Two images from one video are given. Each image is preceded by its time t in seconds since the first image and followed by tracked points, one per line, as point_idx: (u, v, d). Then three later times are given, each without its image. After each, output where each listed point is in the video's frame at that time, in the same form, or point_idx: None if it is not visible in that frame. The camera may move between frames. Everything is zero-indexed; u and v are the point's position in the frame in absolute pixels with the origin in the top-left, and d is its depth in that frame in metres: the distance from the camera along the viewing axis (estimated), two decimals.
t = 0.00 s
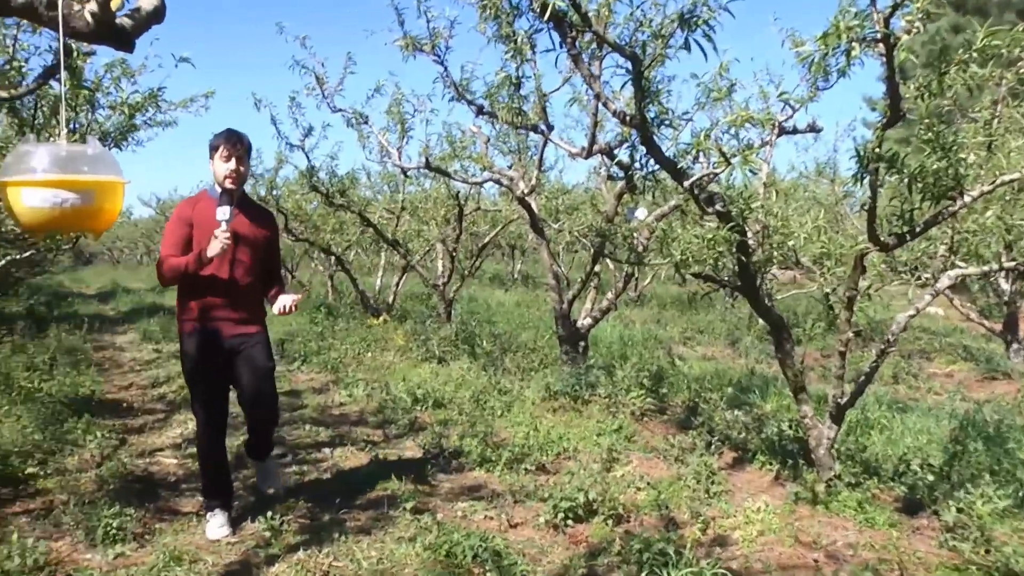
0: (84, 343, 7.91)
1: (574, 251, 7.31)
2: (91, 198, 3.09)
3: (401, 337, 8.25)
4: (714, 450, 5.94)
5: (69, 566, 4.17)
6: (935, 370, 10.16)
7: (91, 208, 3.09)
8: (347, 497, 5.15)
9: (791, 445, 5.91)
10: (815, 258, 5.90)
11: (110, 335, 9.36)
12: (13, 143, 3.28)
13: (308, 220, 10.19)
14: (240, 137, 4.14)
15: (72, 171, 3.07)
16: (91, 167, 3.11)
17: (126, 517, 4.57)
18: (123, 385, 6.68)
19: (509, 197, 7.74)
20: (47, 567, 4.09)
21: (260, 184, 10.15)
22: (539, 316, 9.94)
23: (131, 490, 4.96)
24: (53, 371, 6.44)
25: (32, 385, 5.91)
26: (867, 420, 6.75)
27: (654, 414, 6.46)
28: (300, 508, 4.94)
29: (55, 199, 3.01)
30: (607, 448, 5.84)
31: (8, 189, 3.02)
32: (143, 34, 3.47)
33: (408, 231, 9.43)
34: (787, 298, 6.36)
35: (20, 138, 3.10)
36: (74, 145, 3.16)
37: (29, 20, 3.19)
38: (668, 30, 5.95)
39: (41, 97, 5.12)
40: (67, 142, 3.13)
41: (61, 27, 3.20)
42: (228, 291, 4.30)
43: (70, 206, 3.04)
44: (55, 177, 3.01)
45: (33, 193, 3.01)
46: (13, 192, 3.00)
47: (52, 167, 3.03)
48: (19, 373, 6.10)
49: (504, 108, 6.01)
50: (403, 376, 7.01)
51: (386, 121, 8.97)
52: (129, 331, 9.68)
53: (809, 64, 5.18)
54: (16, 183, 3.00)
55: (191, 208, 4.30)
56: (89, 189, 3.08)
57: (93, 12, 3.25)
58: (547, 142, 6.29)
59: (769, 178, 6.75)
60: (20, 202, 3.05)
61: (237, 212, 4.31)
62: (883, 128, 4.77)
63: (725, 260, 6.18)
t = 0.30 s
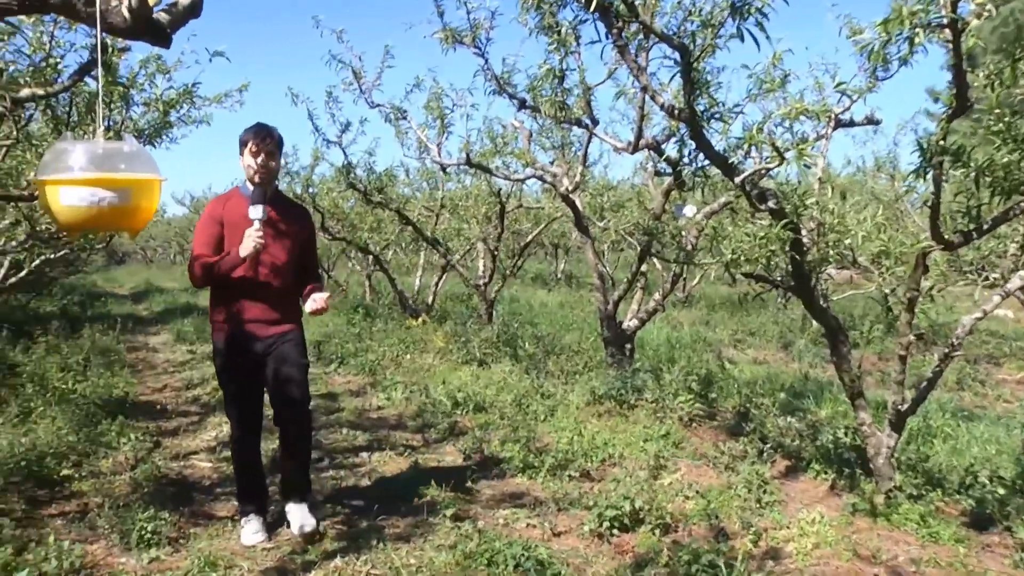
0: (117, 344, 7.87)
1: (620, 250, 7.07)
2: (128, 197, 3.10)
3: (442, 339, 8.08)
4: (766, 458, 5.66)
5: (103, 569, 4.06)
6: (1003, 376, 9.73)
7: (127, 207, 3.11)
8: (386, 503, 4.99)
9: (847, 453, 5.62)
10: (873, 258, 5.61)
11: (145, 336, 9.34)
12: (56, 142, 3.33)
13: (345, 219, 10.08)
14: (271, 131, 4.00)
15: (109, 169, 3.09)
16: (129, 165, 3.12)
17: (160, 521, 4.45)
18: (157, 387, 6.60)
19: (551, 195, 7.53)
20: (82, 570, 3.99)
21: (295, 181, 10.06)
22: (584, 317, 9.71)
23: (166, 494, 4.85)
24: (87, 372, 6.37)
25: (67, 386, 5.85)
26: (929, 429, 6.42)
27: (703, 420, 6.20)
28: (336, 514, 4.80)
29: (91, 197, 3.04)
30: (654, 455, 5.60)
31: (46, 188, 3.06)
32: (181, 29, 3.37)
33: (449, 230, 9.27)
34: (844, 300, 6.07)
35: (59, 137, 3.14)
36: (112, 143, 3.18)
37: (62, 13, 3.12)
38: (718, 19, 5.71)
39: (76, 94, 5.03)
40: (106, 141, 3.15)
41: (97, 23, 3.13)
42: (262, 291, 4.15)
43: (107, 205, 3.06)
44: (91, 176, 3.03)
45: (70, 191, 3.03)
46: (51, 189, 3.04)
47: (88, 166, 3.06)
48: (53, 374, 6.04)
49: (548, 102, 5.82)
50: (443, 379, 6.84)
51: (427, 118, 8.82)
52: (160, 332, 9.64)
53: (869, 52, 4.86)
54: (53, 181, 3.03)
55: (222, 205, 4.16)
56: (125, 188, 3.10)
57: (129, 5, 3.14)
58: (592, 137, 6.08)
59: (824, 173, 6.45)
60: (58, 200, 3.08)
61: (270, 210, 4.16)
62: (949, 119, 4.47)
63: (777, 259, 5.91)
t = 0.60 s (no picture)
0: (148, 345, 7.81)
1: (664, 249, 6.84)
2: (164, 197, 3.28)
3: (480, 342, 7.91)
4: (818, 467, 5.39)
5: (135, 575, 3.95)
6: None
7: (164, 207, 3.29)
8: (423, 510, 4.83)
9: (904, 463, 5.34)
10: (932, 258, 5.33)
11: (179, 337, 9.30)
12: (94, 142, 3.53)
13: (381, 217, 9.96)
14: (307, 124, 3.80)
15: (145, 169, 3.27)
16: (164, 165, 3.31)
17: (192, 526, 4.33)
18: (189, 389, 6.52)
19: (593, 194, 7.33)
20: None
21: (328, 179, 9.96)
22: (627, 319, 9.48)
23: (198, 499, 4.74)
24: (118, 374, 6.31)
25: (98, 388, 5.77)
26: (993, 439, 6.11)
27: (752, 427, 5.95)
28: (371, 522, 4.64)
29: (128, 198, 3.23)
30: (700, 463, 5.37)
31: (86, 189, 3.26)
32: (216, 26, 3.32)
33: (488, 230, 9.11)
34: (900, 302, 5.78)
35: (96, 139, 3.33)
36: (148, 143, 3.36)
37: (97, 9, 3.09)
38: (768, 8, 5.49)
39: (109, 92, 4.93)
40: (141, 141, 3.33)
41: (133, 21, 3.08)
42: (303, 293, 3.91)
43: (144, 205, 3.24)
44: (127, 177, 3.22)
45: (108, 192, 3.23)
46: (91, 190, 3.23)
47: (125, 167, 3.25)
48: (84, 376, 5.98)
49: (591, 96, 5.63)
50: (481, 383, 6.67)
51: (466, 115, 8.67)
52: (191, 334, 9.61)
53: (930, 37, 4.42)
54: (92, 182, 3.23)
55: (263, 204, 3.98)
56: (162, 188, 3.27)
57: (167, 4, 3.07)
58: (635, 132, 5.87)
59: (880, 169, 6.17)
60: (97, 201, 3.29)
61: (312, 206, 3.93)
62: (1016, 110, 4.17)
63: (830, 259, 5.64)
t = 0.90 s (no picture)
0: (180, 349, 7.73)
1: (711, 251, 6.59)
2: (197, 198, 3.23)
3: (520, 347, 7.72)
4: (875, 480, 5.07)
5: None
6: None
7: (197, 208, 3.24)
8: (460, 521, 4.64)
9: (969, 476, 5.04)
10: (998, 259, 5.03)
11: (212, 342, 9.23)
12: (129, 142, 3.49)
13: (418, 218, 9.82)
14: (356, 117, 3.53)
15: (178, 170, 3.22)
16: (197, 165, 3.25)
17: (225, 536, 4.18)
18: (222, 395, 6.41)
19: (637, 195, 7.10)
20: None
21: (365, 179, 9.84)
22: (673, 324, 9.23)
23: (231, 507, 4.61)
24: (150, 379, 6.22)
25: (128, 394, 5.67)
26: None
27: (804, 437, 5.68)
28: (407, 534, 4.46)
29: (161, 199, 3.18)
30: (749, 474, 5.12)
31: (120, 190, 3.22)
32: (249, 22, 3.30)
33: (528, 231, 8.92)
34: (963, 305, 5.48)
35: (130, 138, 3.29)
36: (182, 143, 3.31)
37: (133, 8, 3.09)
38: None
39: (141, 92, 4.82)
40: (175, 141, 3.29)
41: (168, 18, 3.07)
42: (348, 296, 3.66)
43: (177, 206, 3.19)
44: (160, 177, 3.17)
45: (141, 193, 3.18)
46: (123, 191, 3.17)
47: (158, 166, 3.20)
48: (116, 381, 5.89)
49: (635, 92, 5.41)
50: (521, 390, 6.47)
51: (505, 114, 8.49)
52: (222, 338, 9.54)
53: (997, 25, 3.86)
54: (125, 183, 3.19)
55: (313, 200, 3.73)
56: (196, 188, 3.22)
57: (201, 2, 3.06)
58: (682, 129, 5.64)
59: (941, 166, 5.86)
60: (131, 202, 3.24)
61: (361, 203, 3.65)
62: None
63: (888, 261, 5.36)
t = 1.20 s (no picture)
0: (209, 357, 7.64)
1: (756, 256, 6.36)
2: (225, 201, 3.05)
3: (557, 355, 7.53)
4: (929, 497, 4.77)
5: None
6: None
7: (226, 212, 3.06)
8: (495, 536, 4.46)
9: None
10: None
11: (241, 350, 9.15)
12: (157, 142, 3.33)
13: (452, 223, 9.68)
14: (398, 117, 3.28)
15: (206, 172, 3.05)
16: (227, 167, 3.08)
17: (254, 549, 3.99)
18: (250, 404, 6.29)
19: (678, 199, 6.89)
20: None
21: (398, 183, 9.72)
22: (716, 332, 8.97)
23: (260, 520, 4.47)
24: (177, 387, 6.12)
25: (155, 402, 5.57)
26: None
27: (854, 450, 5.42)
28: (440, 547, 4.28)
29: (188, 202, 3.01)
30: (796, 489, 4.88)
31: (146, 193, 3.06)
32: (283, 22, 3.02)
33: (565, 235, 8.73)
34: None
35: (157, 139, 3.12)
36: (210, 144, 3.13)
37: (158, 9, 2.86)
38: None
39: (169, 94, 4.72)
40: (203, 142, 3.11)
41: (196, 19, 2.83)
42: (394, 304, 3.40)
43: (204, 210, 3.02)
44: (187, 181, 3.00)
45: (167, 196, 3.02)
46: (149, 194, 3.02)
47: (185, 169, 3.03)
48: (143, 389, 5.80)
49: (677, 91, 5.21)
50: (558, 400, 6.28)
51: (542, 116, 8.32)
52: (251, 346, 9.47)
53: None
54: (151, 186, 3.03)
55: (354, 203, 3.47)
56: (223, 191, 3.05)
57: None
58: (725, 130, 5.42)
59: (1000, 167, 5.57)
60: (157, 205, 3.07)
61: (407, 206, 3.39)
62: None
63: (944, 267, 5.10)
